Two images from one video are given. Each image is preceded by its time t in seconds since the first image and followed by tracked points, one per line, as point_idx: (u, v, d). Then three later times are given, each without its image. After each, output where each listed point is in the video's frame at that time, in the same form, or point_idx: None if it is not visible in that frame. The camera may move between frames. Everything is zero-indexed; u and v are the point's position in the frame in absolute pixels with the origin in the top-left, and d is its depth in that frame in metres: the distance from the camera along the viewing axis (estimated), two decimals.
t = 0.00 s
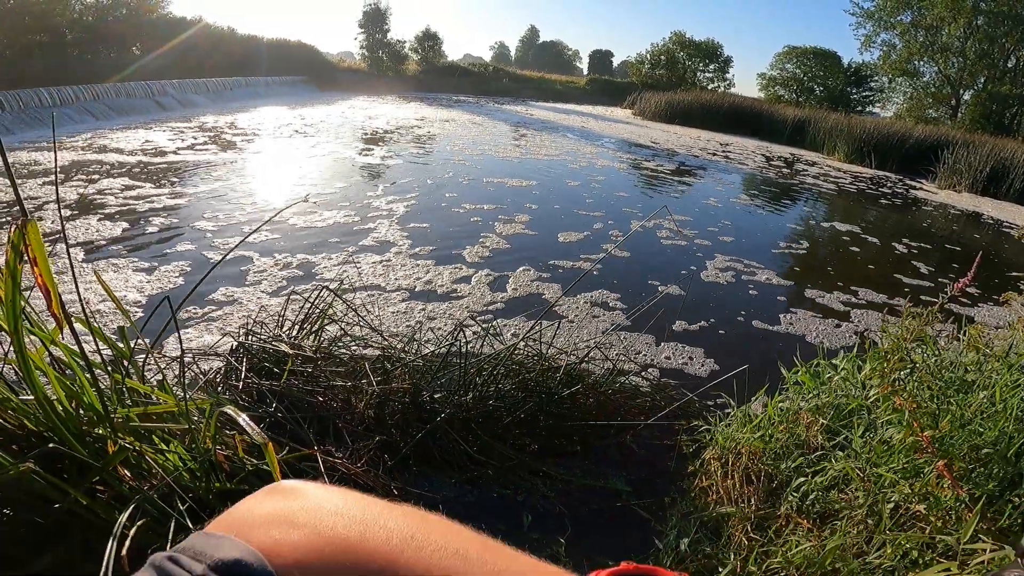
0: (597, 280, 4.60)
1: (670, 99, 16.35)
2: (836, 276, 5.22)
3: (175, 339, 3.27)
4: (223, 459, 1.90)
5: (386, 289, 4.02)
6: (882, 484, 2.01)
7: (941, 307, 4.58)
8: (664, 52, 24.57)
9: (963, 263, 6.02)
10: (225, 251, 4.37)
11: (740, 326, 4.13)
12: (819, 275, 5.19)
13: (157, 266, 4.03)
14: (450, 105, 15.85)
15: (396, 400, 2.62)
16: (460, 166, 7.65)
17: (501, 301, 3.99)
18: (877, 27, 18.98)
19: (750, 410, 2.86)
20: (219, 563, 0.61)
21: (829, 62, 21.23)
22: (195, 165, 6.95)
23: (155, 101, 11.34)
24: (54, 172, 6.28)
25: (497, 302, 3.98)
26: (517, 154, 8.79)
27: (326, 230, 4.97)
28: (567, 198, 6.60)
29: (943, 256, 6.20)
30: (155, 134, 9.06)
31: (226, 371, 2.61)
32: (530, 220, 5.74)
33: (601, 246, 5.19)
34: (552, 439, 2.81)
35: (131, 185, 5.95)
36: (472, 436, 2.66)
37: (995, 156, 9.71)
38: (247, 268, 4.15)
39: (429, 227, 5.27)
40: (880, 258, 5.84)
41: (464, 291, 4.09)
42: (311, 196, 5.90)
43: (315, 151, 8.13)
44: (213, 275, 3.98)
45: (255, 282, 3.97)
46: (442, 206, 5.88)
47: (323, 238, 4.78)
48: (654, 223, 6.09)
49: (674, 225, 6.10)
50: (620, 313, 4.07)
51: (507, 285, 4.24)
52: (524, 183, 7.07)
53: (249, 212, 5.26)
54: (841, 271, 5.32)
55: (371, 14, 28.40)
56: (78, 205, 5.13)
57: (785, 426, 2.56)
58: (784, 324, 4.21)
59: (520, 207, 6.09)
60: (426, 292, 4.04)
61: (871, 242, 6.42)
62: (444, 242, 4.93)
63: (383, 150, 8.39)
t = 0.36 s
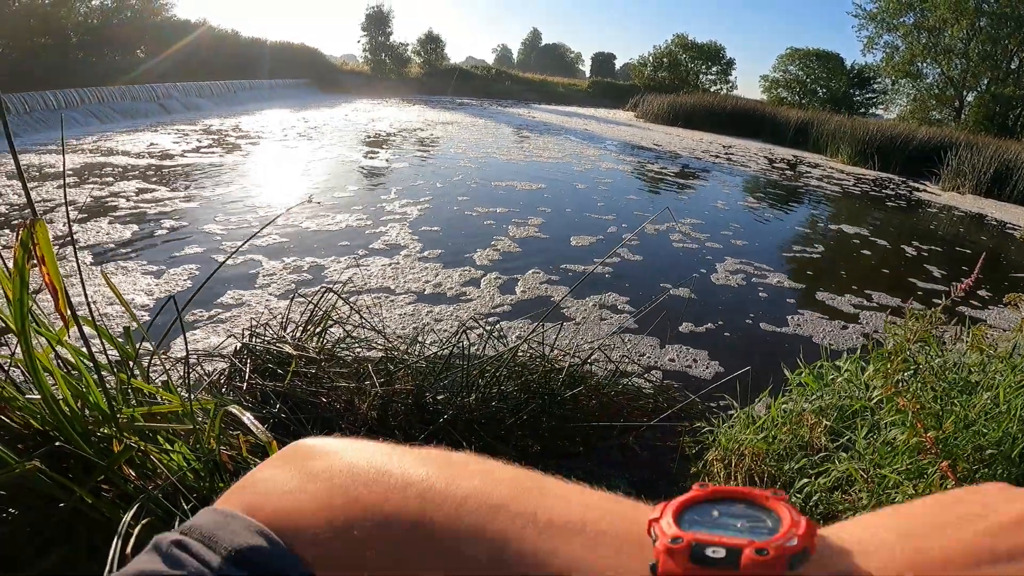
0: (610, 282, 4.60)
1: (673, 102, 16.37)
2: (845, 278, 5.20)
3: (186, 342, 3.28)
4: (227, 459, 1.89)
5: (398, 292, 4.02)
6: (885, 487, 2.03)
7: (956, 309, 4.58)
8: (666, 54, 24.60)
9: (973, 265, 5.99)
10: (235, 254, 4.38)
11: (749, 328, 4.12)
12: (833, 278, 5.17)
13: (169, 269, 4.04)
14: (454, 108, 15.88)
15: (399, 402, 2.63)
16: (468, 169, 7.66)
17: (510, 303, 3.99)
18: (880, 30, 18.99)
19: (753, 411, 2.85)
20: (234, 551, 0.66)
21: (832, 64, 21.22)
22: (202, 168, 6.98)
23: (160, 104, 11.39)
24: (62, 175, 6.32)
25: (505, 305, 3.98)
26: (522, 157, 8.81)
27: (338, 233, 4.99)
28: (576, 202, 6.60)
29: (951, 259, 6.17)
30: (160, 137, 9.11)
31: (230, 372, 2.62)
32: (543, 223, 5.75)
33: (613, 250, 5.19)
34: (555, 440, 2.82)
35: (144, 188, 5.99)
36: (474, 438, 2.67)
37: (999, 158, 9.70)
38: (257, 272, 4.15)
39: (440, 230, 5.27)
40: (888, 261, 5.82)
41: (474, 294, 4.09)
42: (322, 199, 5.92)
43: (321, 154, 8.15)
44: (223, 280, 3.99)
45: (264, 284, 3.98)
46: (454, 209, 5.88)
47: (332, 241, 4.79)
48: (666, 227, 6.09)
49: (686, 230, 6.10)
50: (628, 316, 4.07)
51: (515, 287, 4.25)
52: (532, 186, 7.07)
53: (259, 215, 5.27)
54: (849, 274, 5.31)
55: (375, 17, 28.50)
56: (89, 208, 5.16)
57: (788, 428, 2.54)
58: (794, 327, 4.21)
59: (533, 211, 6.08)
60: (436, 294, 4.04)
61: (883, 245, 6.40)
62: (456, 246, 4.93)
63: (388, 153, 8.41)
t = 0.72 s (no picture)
0: (618, 286, 4.60)
1: (676, 104, 16.40)
2: (849, 281, 5.20)
3: (195, 347, 3.30)
4: (230, 463, 1.92)
5: (406, 296, 4.04)
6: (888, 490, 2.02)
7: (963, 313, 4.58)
8: (669, 56, 24.64)
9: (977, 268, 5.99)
10: (245, 259, 4.40)
11: (755, 332, 4.12)
12: (845, 283, 5.16)
13: (179, 273, 4.07)
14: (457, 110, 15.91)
15: (401, 405, 2.63)
16: (474, 172, 7.67)
17: (517, 307, 4.00)
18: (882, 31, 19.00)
19: (754, 416, 2.85)
20: None
21: (834, 65, 21.21)
22: (209, 171, 7.02)
23: (164, 107, 11.46)
24: (70, 178, 6.35)
25: (511, 309, 3.99)
26: (526, 159, 8.83)
27: (348, 237, 5.01)
28: (584, 205, 6.60)
29: (956, 261, 6.17)
30: (165, 139, 9.15)
31: (233, 376, 2.65)
32: (555, 227, 5.76)
33: (624, 256, 5.21)
34: (556, 444, 2.83)
35: (153, 192, 6.03)
36: (476, 441, 2.67)
37: (1002, 160, 9.69)
38: (265, 276, 4.16)
39: (451, 234, 5.27)
40: (892, 264, 5.82)
41: (482, 298, 4.10)
42: (331, 203, 5.93)
43: (326, 157, 8.19)
44: (232, 284, 4.01)
45: (273, 288, 3.99)
46: (466, 213, 5.89)
47: (341, 245, 4.81)
48: (673, 230, 6.10)
49: (697, 234, 6.10)
50: (635, 321, 4.07)
51: (523, 291, 4.26)
52: (541, 190, 7.08)
53: (269, 219, 5.29)
54: (854, 277, 5.31)
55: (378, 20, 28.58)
56: (98, 213, 5.20)
57: (790, 431, 2.52)
58: (800, 330, 4.21)
59: (545, 214, 6.09)
60: (444, 298, 4.06)
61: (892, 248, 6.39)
62: (465, 250, 4.94)
63: (393, 156, 8.44)
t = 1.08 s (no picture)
0: (624, 292, 4.56)
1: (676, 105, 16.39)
2: (852, 285, 5.17)
3: (198, 354, 3.27)
4: (227, 472, 1.90)
5: (409, 303, 4.01)
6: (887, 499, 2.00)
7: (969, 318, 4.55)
8: (669, 58, 24.65)
9: (980, 270, 5.95)
10: (250, 266, 4.38)
11: (760, 337, 4.08)
12: (854, 287, 5.12)
13: (182, 279, 4.04)
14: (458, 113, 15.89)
15: (399, 413, 2.61)
16: (478, 176, 7.63)
17: (521, 313, 3.96)
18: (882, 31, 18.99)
19: (753, 422, 2.81)
20: None
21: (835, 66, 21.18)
22: (210, 175, 7.00)
23: (164, 109, 11.45)
24: (72, 182, 6.33)
25: (515, 315, 3.95)
26: (527, 162, 8.81)
27: (356, 243, 4.97)
28: (589, 209, 6.57)
29: (958, 265, 6.12)
30: (165, 142, 9.13)
31: (230, 385, 2.61)
32: (565, 232, 5.73)
33: (637, 263, 5.18)
34: (555, 451, 2.79)
35: (156, 196, 6.00)
36: (474, 449, 2.64)
37: (1003, 161, 9.66)
38: (270, 282, 4.13)
39: (459, 240, 5.24)
40: (895, 267, 5.79)
41: (487, 304, 4.07)
42: (336, 207, 5.90)
43: (328, 160, 8.16)
44: (237, 291, 3.98)
45: (277, 295, 3.96)
46: (475, 218, 5.86)
47: (346, 251, 4.78)
48: (678, 233, 6.07)
49: (707, 238, 6.05)
50: (639, 327, 4.03)
51: (529, 297, 4.22)
52: (549, 194, 7.04)
53: (274, 224, 5.26)
54: (858, 282, 5.27)
55: (379, 22, 28.60)
56: (101, 217, 5.19)
57: (788, 438, 2.49)
58: (806, 335, 4.17)
59: (555, 219, 6.05)
60: (449, 305, 4.02)
61: (898, 251, 6.36)
62: (472, 256, 4.90)
63: (394, 159, 8.42)
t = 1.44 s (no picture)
0: (628, 308, 4.54)
1: (673, 118, 16.48)
2: (852, 299, 5.17)
3: (195, 372, 3.25)
4: (214, 492, 1.89)
5: (411, 320, 3.99)
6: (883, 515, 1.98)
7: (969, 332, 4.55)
8: (664, 71, 24.84)
9: (979, 284, 5.95)
10: (251, 283, 4.36)
11: (762, 353, 4.06)
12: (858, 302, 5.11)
13: (182, 296, 4.03)
14: (456, 126, 15.95)
15: (392, 431, 2.58)
16: (482, 191, 7.63)
17: (523, 330, 3.95)
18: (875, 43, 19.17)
19: (752, 438, 2.78)
20: None
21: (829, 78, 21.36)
22: (209, 189, 7.00)
23: (162, 122, 11.50)
24: (70, 196, 6.33)
25: (517, 332, 3.94)
26: (526, 176, 8.83)
27: (361, 260, 4.95)
28: (593, 225, 6.55)
29: (957, 277, 6.13)
30: (162, 155, 9.14)
31: (221, 404, 2.58)
32: (572, 248, 5.72)
33: (644, 279, 5.17)
34: (551, 470, 2.76)
35: (155, 210, 6.00)
36: (469, 467, 2.61)
37: (997, 172, 9.72)
38: (269, 300, 4.12)
39: (464, 256, 5.23)
40: (895, 281, 5.79)
41: (489, 322, 4.05)
42: (339, 223, 5.89)
43: (327, 174, 8.18)
44: (237, 309, 3.97)
45: (277, 312, 3.95)
46: (483, 234, 5.85)
47: (348, 268, 4.76)
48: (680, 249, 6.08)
49: (714, 254, 6.04)
50: (640, 344, 4.01)
51: (531, 314, 4.21)
52: (553, 209, 7.04)
53: (277, 240, 5.25)
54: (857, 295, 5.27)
55: (377, 36, 28.80)
56: (100, 233, 5.18)
57: (788, 455, 2.47)
58: (807, 350, 4.15)
59: (562, 235, 6.04)
60: (451, 322, 4.01)
61: (899, 265, 6.36)
62: (478, 272, 4.89)
63: (393, 173, 8.43)
